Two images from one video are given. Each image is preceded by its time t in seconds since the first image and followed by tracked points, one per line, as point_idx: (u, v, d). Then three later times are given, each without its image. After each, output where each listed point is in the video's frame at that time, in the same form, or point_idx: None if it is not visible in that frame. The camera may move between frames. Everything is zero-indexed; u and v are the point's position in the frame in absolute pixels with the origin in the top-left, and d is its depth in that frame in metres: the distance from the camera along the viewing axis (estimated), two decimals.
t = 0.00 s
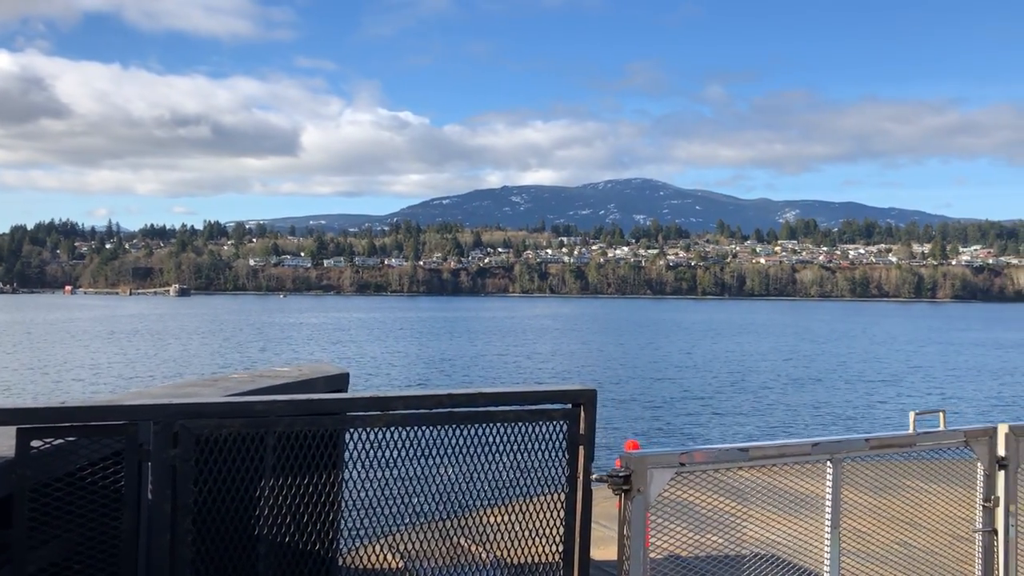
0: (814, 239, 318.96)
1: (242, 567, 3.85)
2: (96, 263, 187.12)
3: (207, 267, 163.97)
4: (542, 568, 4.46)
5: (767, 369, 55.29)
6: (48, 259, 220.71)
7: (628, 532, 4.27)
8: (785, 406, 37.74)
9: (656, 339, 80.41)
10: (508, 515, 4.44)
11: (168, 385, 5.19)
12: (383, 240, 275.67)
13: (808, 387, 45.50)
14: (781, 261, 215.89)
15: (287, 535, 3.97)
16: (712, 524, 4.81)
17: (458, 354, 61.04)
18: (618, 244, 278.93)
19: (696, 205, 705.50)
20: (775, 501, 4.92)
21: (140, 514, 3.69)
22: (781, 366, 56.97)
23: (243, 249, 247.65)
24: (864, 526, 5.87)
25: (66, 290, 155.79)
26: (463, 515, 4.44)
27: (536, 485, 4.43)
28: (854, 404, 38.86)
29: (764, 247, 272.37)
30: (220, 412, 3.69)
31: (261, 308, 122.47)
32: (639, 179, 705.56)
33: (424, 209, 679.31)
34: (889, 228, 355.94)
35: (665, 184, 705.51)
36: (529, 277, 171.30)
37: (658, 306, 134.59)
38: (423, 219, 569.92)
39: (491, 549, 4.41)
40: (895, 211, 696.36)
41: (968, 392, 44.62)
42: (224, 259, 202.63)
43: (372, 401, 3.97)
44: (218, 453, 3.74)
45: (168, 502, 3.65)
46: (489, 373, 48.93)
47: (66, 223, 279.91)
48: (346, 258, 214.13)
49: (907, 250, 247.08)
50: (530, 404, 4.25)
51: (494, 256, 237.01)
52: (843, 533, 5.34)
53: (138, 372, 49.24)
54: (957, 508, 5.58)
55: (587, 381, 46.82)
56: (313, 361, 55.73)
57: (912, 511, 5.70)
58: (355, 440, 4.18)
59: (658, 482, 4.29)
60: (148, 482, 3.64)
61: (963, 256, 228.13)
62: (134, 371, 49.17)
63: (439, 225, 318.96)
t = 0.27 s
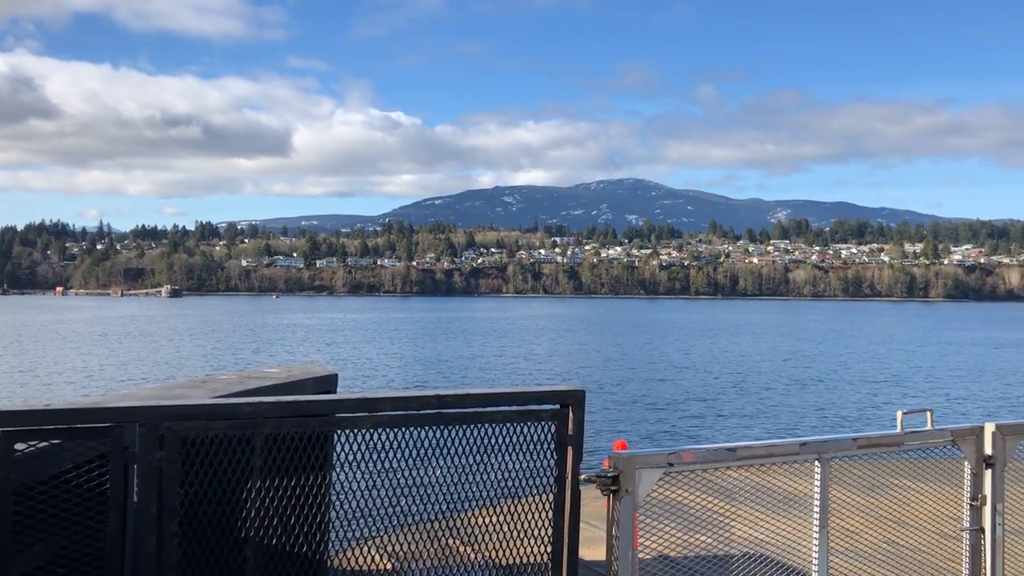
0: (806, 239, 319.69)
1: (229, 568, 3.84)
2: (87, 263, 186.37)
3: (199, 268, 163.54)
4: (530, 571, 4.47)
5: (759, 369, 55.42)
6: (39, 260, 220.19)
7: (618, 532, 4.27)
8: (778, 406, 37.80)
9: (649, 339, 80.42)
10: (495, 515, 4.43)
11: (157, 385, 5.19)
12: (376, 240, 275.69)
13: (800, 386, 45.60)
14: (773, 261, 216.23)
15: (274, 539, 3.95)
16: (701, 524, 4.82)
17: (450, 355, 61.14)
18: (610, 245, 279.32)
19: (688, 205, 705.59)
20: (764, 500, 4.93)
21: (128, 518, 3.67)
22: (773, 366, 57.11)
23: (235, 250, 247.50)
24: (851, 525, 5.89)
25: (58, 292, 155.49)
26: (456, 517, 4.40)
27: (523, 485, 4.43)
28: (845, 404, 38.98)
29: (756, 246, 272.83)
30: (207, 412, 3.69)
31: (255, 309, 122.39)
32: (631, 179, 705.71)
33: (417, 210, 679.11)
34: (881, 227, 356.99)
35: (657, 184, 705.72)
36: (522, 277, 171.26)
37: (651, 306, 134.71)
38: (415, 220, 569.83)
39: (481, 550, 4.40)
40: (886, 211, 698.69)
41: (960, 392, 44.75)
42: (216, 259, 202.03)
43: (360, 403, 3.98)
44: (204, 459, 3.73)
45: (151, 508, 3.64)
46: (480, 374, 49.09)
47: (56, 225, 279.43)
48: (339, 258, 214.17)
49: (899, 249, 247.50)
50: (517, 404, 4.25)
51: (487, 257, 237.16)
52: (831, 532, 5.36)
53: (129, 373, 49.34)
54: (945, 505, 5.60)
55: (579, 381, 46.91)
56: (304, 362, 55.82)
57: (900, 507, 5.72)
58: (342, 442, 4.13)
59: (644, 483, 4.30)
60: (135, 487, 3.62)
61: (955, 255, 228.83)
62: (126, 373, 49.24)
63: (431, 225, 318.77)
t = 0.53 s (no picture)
0: (799, 238, 320.32)
1: (217, 568, 3.82)
2: (78, 263, 185.70)
3: (191, 268, 163.12)
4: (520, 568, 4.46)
5: (752, 368, 55.47)
6: (29, 260, 219.32)
7: (608, 533, 4.26)
8: (771, 406, 37.86)
9: (643, 338, 80.38)
10: (485, 516, 4.41)
11: (143, 386, 5.16)
12: (368, 240, 275.24)
13: (792, 387, 45.66)
14: (767, 260, 216.17)
15: (262, 537, 3.94)
16: (691, 523, 4.82)
17: (443, 355, 61.09)
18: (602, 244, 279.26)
19: (680, 204, 705.35)
20: (756, 497, 4.93)
21: (113, 518, 3.65)
22: (767, 366, 57.13)
23: (227, 249, 246.67)
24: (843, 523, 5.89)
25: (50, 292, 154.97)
26: (444, 518, 4.39)
27: (511, 484, 4.42)
28: (838, 404, 39.00)
29: (749, 245, 273.28)
30: (193, 414, 3.66)
31: (247, 309, 121.98)
32: (623, 178, 705.48)
33: (409, 209, 678.41)
34: (874, 227, 357.45)
35: (650, 183, 705.51)
36: (516, 277, 170.89)
37: (644, 306, 134.54)
38: (407, 220, 569.09)
39: (473, 550, 4.38)
40: (877, 210, 700.69)
41: (953, 391, 44.83)
42: (208, 259, 201.31)
43: (347, 402, 3.95)
44: (191, 458, 3.72)
45: (138, 507, 3.62)
46: (473, 374, 49.08)
47: (47, 225, 278.57)
48: (332, 257, 213.50)
49: (891, 248, 247.55)
50: (509, 401, 4.23)
51: (481, 256, 236.64)
52: (821, 529, 5.35)
53: (121, 374, 49.26)
54: (938, 503, 5.61)
55: (571, 381, 46.97)
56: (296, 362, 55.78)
57: (888, 507, 5.73)
58: (332, 441, 4.09)
59: (634, 481, 4.29)
60: (121, 489, 3.60)
61: (948, 254, 229.46)
62: (118, 374, 49.20)
63: (424, 224, 318.50)
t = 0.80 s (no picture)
0: (792, 237, 321.07)
1: (206, 569, 3.82)
2: (72, 263, 185.21)
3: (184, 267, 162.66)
4: (508, 567, 4.46)
5: (745, 368, 55.52)
6: (21, 259, 218.61)
7: (598, 532, 4.26)
8: (764, 406, 37.87)
9: (637, 338, 80.46)
10: (474, 515, 4.41)
11: (132, 386, 5.14)
12: (361, 239, 275.00)
13: (785, 386, 45.72)
14: (761, 260, 216.40)
15: (251, 537, 3.93)
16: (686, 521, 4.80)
17: (436, 355, 61.10)
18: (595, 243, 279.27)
19: (672, 203, 705.37)
20: (743, 495, 4.92)
21: (103, 520, 3.63)
22: (760, 365, 57.19)
23: (220, 248, 246.09)
24: (834, 523, 5.87)
25: (43, 290, 154.53)
26: (432, 517, 4.41)
27: (501, 483, 4.42)
28: (831, 404, 39.07)
29: (742, 245, 273.60)
30: (181, 412, 3.66)
31: (241, 308, 121.71)
32: (615, 178, 705.48)
33: (402, 208, 677.93)
34: (867, 226, 357.79)
35: (642, 182, 705.60)
36: (510, 276, 170.76)
37: (638, 305, 134.53)
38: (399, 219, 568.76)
39: (462, 550, 4.38)
40: (869, 210, 702.25)
41: (947, 391, 44.89)
42: (202, 258, 200.82)
43: (336, 400, 3.94)
44: (179, 457, 3.71)
45: (128, 506, 3.62)
46: (466, 374, 49.13)
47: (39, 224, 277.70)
48: (325, 256, 213.03)
49: (884, 248, 247.79)
50: (498, 401, 4.23)
51: (475, 254, 236.40)
52: (808, 527, 5.37)
53: (113, 373, 49.25)
54: (925, 500, 5.64)
55: (564, 380, 47.04)
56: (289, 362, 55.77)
57: (879, 504, 5.74)
58: (322, 440, 4.09)
59: (626, 480, 4.29)
60: (110, 487, 3.59)
61: (940, 253, 230.04)
62: (110, 373, 49.21)
63: (417, 224, 318.39)
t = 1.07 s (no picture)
0: (784, 237, 321.37)
1: (195, 569, 3.82)
2: (65, 262, 184.81)
3: (176, 266, 162.15)
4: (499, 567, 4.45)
5: (738, 367, 55.58)
6: (13, 258, 217.92)
7: (587, 532, 4.27)
8: (758, 405, 37.85)
9: (631, 338, 80.51)
10: (466, 513, 4.41)
11: (121, 386, 5.14)
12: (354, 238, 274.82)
13: (777, 386, 45.78)
14: (756, 259, 216.40)
15: (242, 537, 3.93)
16: (675, 520, 4.80)
17: (429, 355, 61.11)
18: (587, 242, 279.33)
19: (665, 203, 705.39)
20: (733, 495, 4.92)
21: (92, 519, 3.61)
22: (752, 365, 57.24)
23: (213, 247, 245.53)
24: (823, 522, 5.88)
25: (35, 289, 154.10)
26: (423, 517, 4.40)
27: (492, 483, 4.42)
28: (823, 404, 39.10)
29: (735, 244, 273.85)
30: (169, 414, 3.65)
31: (234, 307, 121.49)
32: (608, 177, 705.50)
33: (395, 207, 677.43)
34: (860, 226, 358.05)
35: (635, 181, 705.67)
36: (504, 275, 170.69)
37: (632, 304, 134.55)
38: (392, 217, 568.11)
39: (452, 550, 4.38)
40: (861, 211, 703.62)
41: (938, 390, 44.96)
42: (195, 257, 200.44)
43: (325, 402, 3.92)
44: (168, 459, 3.69)
45: (116, 507, 3.61)
46: (458, 374, 49.23)
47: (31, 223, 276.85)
48: (319, 255, 212.66)
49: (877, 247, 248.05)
50: (489, 403, 4.22)
51: (468, 254, 236.08)
52: (797, 525, 5.38)
53: (104, 373, 49.24)
54: (913, 500, 5.66)
55: (556, 379, 47.10)
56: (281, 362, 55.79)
57: (869, 504, 5.75)
58: (314, 438, 4.09)
59: (615, 479, 4.30)
60: (101, 484, 3.58)
61: (933, 252, 230.50)
62: (102, 373, 49.21)
63: (410, 223, 318.32)
